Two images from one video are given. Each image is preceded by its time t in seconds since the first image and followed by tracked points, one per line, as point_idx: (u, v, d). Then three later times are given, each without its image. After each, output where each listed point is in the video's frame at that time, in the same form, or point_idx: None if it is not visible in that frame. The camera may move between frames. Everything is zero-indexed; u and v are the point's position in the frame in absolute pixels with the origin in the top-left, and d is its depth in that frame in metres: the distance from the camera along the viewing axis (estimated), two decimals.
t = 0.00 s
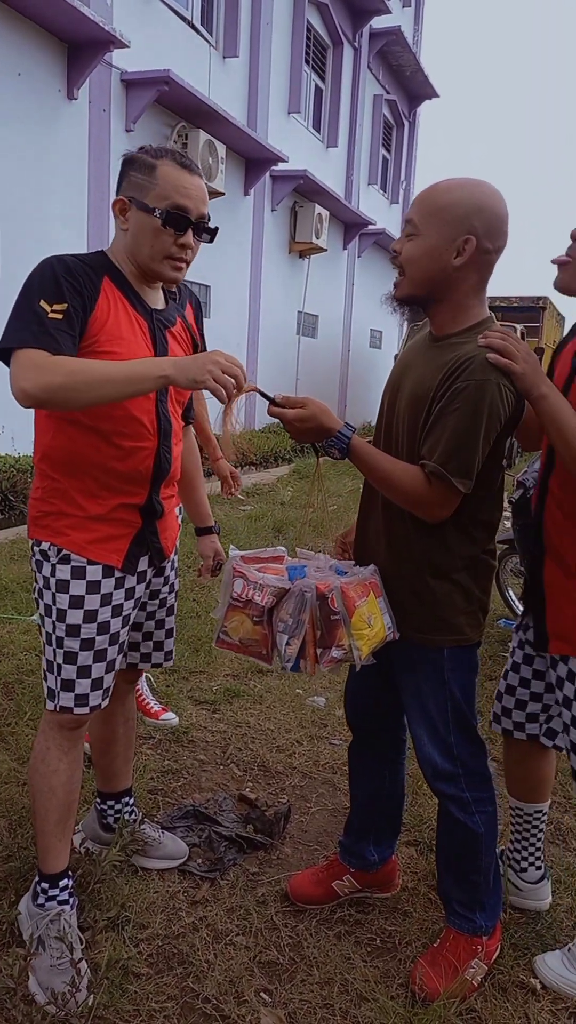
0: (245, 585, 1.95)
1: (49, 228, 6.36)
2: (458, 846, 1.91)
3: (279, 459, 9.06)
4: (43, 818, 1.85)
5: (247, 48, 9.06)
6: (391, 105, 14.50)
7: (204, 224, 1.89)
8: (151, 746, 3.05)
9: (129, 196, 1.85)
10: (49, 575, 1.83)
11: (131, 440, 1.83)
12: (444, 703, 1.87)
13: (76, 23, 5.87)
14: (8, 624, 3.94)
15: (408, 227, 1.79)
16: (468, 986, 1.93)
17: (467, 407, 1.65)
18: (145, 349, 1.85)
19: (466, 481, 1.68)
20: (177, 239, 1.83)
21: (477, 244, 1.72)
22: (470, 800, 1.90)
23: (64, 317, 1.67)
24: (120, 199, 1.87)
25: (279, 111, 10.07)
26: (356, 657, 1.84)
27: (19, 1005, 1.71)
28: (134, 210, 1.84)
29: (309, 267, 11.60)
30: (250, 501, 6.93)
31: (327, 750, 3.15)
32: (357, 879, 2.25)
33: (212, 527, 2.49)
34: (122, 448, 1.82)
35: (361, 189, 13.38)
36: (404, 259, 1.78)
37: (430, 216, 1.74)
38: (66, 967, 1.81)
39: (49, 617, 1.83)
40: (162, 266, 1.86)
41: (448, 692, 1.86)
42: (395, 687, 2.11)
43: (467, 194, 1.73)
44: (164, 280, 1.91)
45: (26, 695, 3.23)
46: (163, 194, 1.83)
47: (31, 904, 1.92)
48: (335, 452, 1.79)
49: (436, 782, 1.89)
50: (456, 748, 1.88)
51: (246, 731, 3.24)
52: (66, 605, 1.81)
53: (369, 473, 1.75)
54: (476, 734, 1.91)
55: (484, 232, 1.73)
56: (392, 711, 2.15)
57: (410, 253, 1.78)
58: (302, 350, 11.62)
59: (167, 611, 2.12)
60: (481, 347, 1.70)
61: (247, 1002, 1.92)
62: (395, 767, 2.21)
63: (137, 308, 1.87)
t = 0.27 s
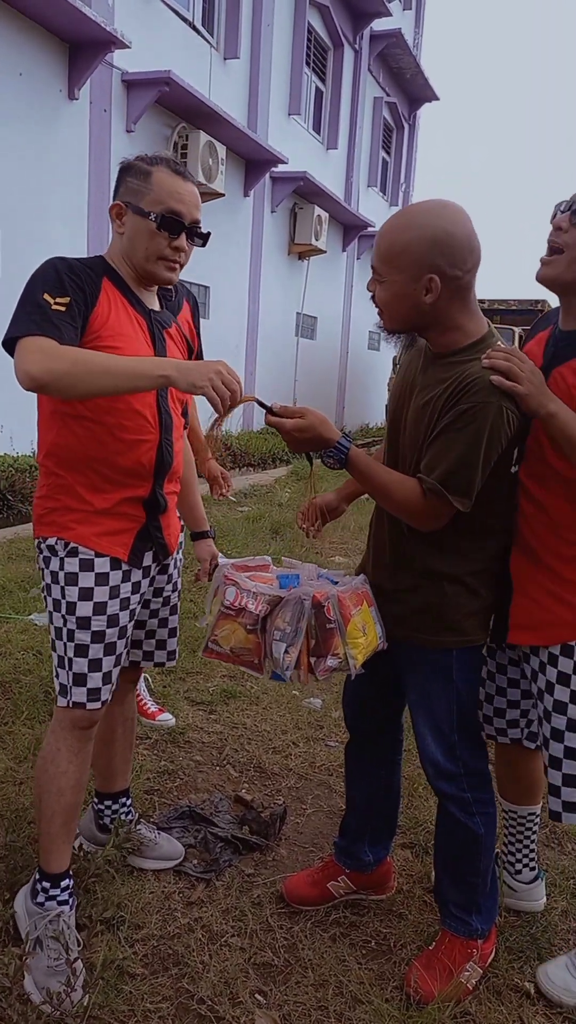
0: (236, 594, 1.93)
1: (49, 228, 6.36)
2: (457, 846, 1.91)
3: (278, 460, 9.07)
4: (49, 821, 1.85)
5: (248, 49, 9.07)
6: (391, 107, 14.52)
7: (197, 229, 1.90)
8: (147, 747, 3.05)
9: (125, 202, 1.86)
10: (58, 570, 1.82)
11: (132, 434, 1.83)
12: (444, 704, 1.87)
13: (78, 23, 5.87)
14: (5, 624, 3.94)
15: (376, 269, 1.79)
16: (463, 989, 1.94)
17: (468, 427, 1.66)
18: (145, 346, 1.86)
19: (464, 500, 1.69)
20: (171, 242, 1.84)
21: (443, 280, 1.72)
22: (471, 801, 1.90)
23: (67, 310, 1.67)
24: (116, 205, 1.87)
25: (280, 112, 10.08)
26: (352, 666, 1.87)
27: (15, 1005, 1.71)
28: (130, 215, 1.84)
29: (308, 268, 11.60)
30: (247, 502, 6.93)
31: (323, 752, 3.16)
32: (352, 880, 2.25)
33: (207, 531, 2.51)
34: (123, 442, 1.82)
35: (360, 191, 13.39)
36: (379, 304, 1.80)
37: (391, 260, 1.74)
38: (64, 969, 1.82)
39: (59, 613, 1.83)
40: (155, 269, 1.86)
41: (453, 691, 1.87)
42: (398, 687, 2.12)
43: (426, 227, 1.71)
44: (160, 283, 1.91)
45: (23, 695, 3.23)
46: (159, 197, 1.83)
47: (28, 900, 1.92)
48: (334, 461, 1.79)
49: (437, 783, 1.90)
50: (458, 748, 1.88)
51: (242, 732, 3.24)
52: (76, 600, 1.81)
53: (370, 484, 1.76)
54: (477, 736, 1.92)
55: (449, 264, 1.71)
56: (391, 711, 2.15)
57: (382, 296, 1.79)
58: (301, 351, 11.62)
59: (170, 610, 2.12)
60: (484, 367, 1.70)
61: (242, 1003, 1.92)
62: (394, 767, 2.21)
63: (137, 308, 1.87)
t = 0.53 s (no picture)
0: (235, 592, 1.98)
1: (46, 227, 6.36)
2: (461, 845, 1.92)
3: (276, 460, 9.07)
4: (74, 815, 1.83)
5: (246, 49, 9.07)
6: (390, 107, 14.53)
7: (193, 229, 1.90)
8: (145, 747, 3.05)
9: (121, 204, 1.86)
10: (47, 559, 1.84)
11: (116, 427, 1.85)
12: (447, 702, 1.88)
13: (75, 22, 5.87)
14: (3, 624, 3.94)
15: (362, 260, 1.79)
16: (462, 988, 1.94)
17: (462, 426, 1.67)
18: (138, 345, 1.86)
19: (458, 497, 1.69)
20: (167, 241, 1.84)
21: (429, 279, 1.72)
22: (475, 799, 1.90)
23: (60, 311, 1.68)
24: (114, 204, 1.88)
25: (278, 112, 10.08)
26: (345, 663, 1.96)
27: (14, 1002, 1.71)
28: (127, 217, 1.85)
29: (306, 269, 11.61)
30: (245, 502, 6.93)
31: (321, 751, 3.16)
32: (351, 880, 2.26)
33: (193, 536, 2.50)
34: (107, 436, 1.85)
35: (359, 191, 13.39)
36: (362, 295, 1.79)
37: (383, 248, 1.73)
38: (113, 967, 1.84)
39: (54, 601, 1.83)
40: (150, 267, 1.86)
41: (463, 689, 1.87)
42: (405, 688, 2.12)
43: (420, 225, 1.72)
44: (154, 283, 1.91)
45: (20, 695, 3.23)
46: (156, 198, 1.84)
47: (66, 911, 1.88)
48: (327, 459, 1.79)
49: (441, 781, 1.90)
50: (463, 746, 1.89)
51: (240, 732, 3.24)
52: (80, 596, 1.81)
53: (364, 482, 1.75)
54: (482, 734, 1.92)
55: (438, 264, 1.72)
56: (394, 710, 2.15)
57: (366, 288, 1.78)
58: (299, 352, 11.63)
59: (163, 610, 2.12)
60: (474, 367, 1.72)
61: (241, 1003, 1.92)
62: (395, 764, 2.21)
63: (131, 307, 1.87)
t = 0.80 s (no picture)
0: (237, 587, 1.93)
1: (33, 224, 6.35)
2: (441, 840, 1.93)
3: (266, 460, 9.07)
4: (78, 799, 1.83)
5: (236, 47, 9.07)
6: (380, 106, 14.55)
7: (184, 229, 1.91)
8: (136, 746, 3.05)
9: (112, 199, 1.86)
10: (43, 555, 1.83)
11: (107, 426, 1.86)
12: (426, 700, 1.89)
13: (62, 17, 5.85)
14: None
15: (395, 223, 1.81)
16: (450, 983, 1.96)
17: (451, 404, 1.67)
18: (127, 343, 1.87)
19: (448, 474, 1.69)
20: (158, 241, 1.85)
21: (457, 250, 1.74)
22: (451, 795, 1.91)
23: (41, 313, 1.67)
24: (104, 201, 1.87)
25: (267, 110, 10.08)
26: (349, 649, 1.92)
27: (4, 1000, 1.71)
28: (118, 213, 1.85)
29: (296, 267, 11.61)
30: (235, 502, 6.93)
31: (311, 750, 3.17)
32: (342, 877, 2.27)
33: (191, 534, 2.54)
34: (97, 436, 1.86)
35: (349, 190, 13.41)
36: (389, 254, 1.80)
37: (415, 216, 1.76)
38: (113, 928, 1.94)
39: (55, 595, 1.82)
40: (141, 266, 1.88)
41: (425, 689, 1.88)
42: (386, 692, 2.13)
43: (453, 198, 1.74)
44: (141, 282, 1.92)
45: (11, 694, 3.23)
46: (148, 197, 1.84)
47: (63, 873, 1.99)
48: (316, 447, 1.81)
49: (418, 782, 1.92)
50: (435, 747, 1.90)
51: (231, 731, 3.25)
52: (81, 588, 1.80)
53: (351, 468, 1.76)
54: (453, 733, 1.93)
55: (466, 238, 1.74)
56: (378, 710, 2.16)
57: (394, 251, 1.79)
58: (289, 351, 11.63)
59: (151, 611, 2.14)
60: (461, 345, 1.73)
61: (231, 999, 1.93)
62: (380, 763, 2.23)
63: (119, 307, 1.88)
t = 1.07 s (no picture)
0: (259, 579, 1.91)
1: (31, 222, 6.34)
2: (442, 836, 1.94)
3: (265, 458, 9.08)
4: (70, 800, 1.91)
5: (234, 43, 9.05)
6: (378, 102, 14.53)
7: (177, 215, 1.91)
8: (136, 744, 3.06)
9: (103, 190, 1.82)
10: (61, 581, 1.84)
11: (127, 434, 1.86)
12: (424, 697, 1.90)
13: (60, 15, 5.84)
14: None
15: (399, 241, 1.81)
16: (451, 980, 1.97)
17: (461, 418, 1.68)
18: (129, 342, 1.88)
19: (452, 488, 1.71)
20: (156, 232, 1.85)
21: (468, 252, 1.73)
22: (450, 791, 1.92)
23: (44, 327, 1.65)
24: (95, 189, 1.82)
25: (265, 106, 10.07)
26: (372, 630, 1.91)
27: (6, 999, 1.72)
28: (111, 204, 1.81)
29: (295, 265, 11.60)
30: (234, 500, 6.94)
31: (311, 747, 3.18)
32: (342, 872, 2.28)
33: (192, 519, 2.53)
34: (119, 440, 1.85)
35: (347, 186, 13.40)
36: (401, 277, 1.81)
37: (420, 231, 1.75)
38: (102, 927, 1.98)
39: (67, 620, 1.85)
40: (140, 256, 1.87)
41: (421, 685, 1.90)
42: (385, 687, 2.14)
43: (454, 206, 1.73)
44: (135, 272, 1.92)
45: (11, 692, 3.24)
46: (145, 186, 1.83)
47: (47, 877, 2.03)
48: (321, 442, 1.81)
49: (420, 778, 1.92)
50: (436, 742, 1.91)
51: (231, 729, 3.26)
52: (87, 608, 1.83)
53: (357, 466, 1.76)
54: (451, 726, 1.94)
55: (475, 240, 1.73)
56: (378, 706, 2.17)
57: (404, 271, 1.80)
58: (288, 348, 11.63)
59: (162, 611, 2.14)
60: (481, 360, 1.73)
61: (232, 995, 1.94)
62: (379, 758, 2.24)
63: (119, 306, 1.88)
